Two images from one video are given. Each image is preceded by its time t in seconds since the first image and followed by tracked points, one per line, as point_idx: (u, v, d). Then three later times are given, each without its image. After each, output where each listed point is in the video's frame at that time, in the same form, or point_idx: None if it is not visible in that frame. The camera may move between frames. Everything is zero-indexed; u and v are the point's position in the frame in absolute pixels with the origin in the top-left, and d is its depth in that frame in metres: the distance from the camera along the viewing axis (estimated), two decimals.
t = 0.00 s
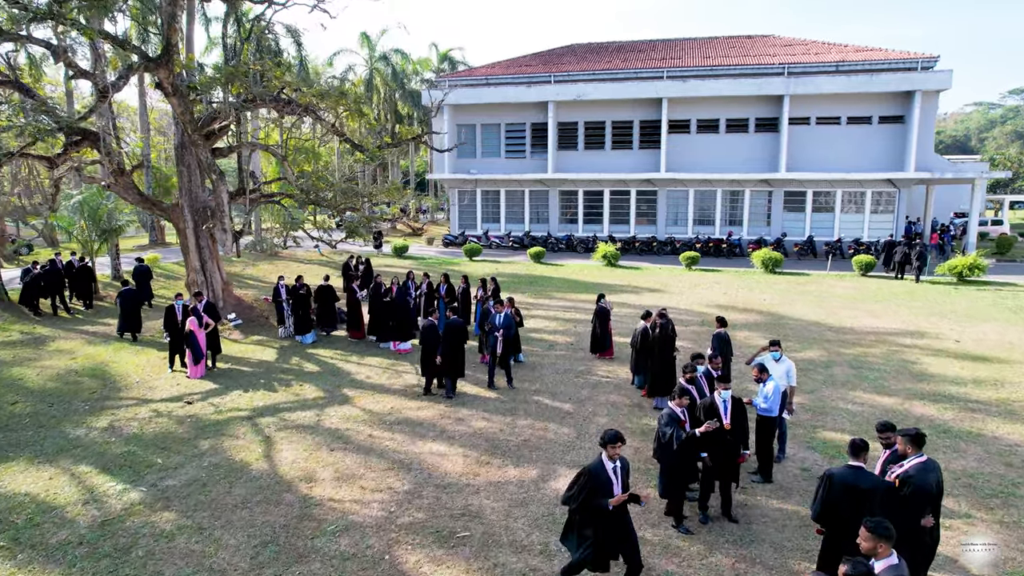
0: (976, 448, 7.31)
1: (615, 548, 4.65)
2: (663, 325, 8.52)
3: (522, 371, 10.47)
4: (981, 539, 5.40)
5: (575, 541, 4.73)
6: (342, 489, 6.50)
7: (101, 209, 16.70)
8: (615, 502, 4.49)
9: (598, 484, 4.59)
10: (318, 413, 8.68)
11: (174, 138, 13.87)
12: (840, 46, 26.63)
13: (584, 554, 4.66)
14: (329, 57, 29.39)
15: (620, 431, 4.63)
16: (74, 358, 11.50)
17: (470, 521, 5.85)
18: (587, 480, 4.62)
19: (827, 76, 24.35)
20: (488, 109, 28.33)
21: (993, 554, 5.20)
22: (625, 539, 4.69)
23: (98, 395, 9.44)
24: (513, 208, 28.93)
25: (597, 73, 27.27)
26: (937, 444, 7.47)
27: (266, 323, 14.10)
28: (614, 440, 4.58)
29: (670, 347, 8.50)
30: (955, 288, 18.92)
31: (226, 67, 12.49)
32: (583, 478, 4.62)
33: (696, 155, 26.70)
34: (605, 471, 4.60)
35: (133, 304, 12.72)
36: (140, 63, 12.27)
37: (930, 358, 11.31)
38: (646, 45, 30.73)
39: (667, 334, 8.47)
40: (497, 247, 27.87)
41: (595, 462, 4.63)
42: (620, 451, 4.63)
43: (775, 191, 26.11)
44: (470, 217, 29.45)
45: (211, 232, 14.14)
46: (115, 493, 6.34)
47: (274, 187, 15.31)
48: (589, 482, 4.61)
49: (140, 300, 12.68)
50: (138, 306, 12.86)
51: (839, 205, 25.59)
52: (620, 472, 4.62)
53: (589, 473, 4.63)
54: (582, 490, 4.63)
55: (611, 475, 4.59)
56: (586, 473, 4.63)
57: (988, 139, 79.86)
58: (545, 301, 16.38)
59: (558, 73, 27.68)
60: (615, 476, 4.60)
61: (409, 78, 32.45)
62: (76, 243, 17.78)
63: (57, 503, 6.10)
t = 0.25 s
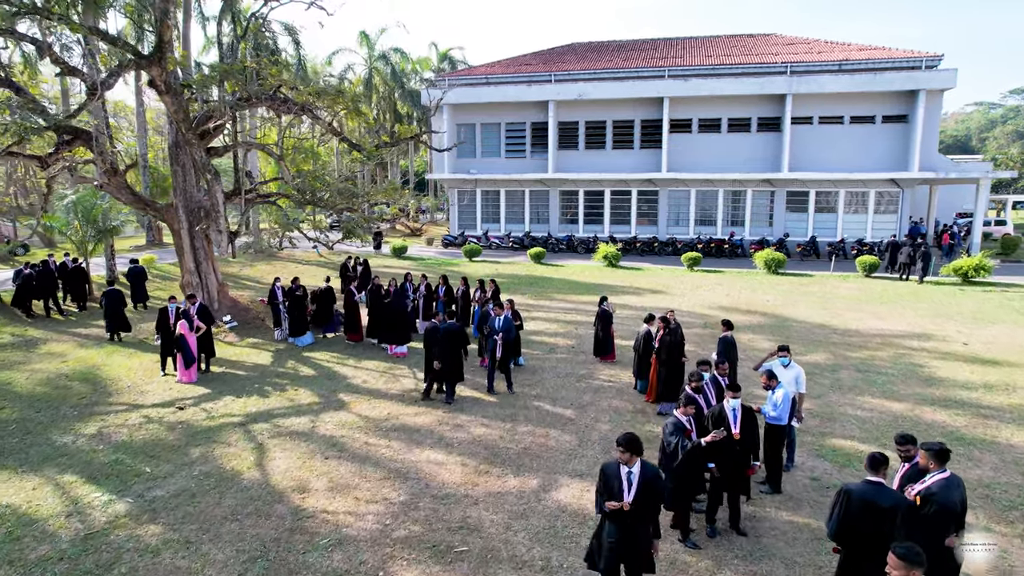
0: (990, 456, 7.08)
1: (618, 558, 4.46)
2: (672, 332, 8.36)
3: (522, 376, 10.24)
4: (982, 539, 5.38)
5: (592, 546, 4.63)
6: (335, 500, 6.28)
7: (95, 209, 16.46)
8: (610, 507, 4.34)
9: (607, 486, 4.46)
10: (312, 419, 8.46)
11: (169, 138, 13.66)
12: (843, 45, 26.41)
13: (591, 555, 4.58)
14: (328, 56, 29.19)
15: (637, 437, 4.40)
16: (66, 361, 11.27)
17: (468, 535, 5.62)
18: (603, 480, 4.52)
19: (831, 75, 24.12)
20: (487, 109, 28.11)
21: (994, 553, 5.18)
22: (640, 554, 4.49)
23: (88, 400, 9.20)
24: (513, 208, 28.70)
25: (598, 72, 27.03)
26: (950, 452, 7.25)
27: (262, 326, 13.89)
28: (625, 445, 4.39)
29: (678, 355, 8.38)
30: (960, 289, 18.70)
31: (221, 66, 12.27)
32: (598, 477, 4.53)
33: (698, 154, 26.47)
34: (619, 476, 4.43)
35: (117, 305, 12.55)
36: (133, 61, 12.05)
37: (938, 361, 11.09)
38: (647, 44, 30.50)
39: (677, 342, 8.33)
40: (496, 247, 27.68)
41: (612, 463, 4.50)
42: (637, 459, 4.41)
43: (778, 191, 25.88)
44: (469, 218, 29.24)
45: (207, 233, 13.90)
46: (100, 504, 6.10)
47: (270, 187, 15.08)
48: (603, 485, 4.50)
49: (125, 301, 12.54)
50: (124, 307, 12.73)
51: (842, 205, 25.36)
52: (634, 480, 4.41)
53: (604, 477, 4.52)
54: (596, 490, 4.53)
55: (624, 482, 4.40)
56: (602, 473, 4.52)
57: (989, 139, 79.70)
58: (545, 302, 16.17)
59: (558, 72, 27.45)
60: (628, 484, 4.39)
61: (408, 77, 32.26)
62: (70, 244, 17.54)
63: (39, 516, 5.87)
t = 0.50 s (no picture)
0: (1006, 464, 6.86)
1: None
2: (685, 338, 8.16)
3: (523, 379, 10.00)
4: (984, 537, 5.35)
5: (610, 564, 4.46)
6: (329, 511, 6.05)
7: (90, 209, 16.24)
8: (613, 524, 4.20)
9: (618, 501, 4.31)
10: (307, 425, 8.24)
11: (163, 137, 13.43)
12: (846, 43, 26.18)
13: (608, 569, 4.44)
14: (327, 55, 28.98)
15: (649, 455, 4.14)
16: (58, 365, 11.04)
17: (467, 549, 5.40)
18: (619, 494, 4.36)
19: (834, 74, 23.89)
20: (487, 108, 27.88)
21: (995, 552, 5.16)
22: None
23: (77, 405, 8.97)
24: (513, 208, 28.47)
25: (598, 71, 26.80)
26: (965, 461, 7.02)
27: (258, 328, 13.66)
28: (632, 463, 4.15)
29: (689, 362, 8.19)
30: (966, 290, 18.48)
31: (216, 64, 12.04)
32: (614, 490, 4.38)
33: (700, 154, 26.24)
34: (631, 493, 4.25)
35: (103, 305, 12.40)
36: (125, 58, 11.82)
37: (947, 365, 10.86)
38: (649, 43, 30.27)
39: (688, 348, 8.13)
40: (496, 247, 27.46)
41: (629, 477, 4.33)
42: (648, 476, 4.17)
43: (780, 191, 25.65)
44: (469, 218, 29.01)
45: (202, 233, 13.67)
46: (84, 516, 5.87)
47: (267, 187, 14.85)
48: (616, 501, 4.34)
49: (111, 302, 12.37)
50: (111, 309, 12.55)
51: (845, 205, 25.13)
52: (644, 498, 4.20)
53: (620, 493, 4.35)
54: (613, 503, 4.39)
55: (633, 499, 4.22)
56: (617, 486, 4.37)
57: (990, 139, 79.48)
58: (546, 304, 15.94)
59: (558, 71, 27.21)
60: (638, 502, 4.20)
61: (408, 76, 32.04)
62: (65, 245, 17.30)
63: (20, 528, 5.65)
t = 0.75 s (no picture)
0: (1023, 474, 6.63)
1: None
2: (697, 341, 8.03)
3: (523, 384, 9.76)
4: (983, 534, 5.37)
5: None
6: (322, 524, 5.82)
7: (84, 209, 16.02)
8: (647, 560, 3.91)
9: (634, 524, 4.01)
10: (302, 431, 8.01)
11: (158, 136, 13.21)
12: (849, 42, 25.96)
13: None
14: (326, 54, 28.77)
15: (665, 471, 3.88)
16: (48, 368, 10.81)
17: (466, 565, 5.17)
18: (628, 516, 4.08)
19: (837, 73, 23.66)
20: (487, 107, 27.65)
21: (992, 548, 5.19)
22: None
23: (66, 411, 8.74)
24: (513, 208, 28.24)
25: (599, 70, 26.58)
26: (980, 469, 6.79)
27: (253, 330, 13.45)
28: (650, 484, 3.87)
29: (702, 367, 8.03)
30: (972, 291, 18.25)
31: (209, 61, 11.80)
32: (622, 512, 4.09)
33: (701, 154, 26.02)
34: (647, 513, 3.98)
35: (88, 305, 12.28)
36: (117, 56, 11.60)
37: (957, 368, 10.63)
38: (650, 41, 30.05)
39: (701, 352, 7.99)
40: (496, 248, 27.26)
41: (638, 497, 4.05)
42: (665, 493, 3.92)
43: (782, 191, 25.42)
44: (469, 218, 28.80)
45: (197, 234, 13.44)
46: (66, 529, 5.64)
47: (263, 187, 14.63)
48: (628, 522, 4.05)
49: (96, 302, 12.25)
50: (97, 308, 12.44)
51: (848, 205, 24.90)
52: (663, 516, 3.96)
53: (629, 513, 4.06)
54: (623, 525, 4.11)
55: (653, 519, 3.97)
56: (626, 507, 4.08)
57: (991, 139, 79.26)
58: (547, 305, 15.72)
59: (559, 70, 26.98)
60: (658, 520, 3.96)
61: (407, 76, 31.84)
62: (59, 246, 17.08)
63: None
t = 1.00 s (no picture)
0: None
1: None
2: (710, 347, 7.65)
3: (524, 389, 9.53)
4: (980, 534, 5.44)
5: None
6: (316, 538, 5.60)
7: (78, 210, 15.79)
8: None
9: (649, 549, 3.77)
10: (297, 439, 7.79)
11: (152, 135, 13.00)
12: (853, 41, 25.73)
13: None
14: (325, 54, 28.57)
15: (680, 489, 3.72)
16: (40, 373, 10.59)
17: None
18: (637, 542, 3.84)
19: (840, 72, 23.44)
20: (487, 107, 27.44)
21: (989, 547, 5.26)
22: None
23: (56, 417, 8.52)
24: (513, 209, 28.02)
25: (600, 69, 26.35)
26: (996, 480, 6.58)
27: (249, 333, 13.23)
28: (668, 503, 3.69)
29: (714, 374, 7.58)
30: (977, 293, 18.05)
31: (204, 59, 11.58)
32: (632, 539, 3.84)
33: (703, 154, 25.80)
34: (663, 535, 3.76)
35: (76, 306, 12.16)
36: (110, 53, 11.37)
37: (967, 372, 10.42)
38: (651, 41, 29.83)
39: (715, 359, 7.57)
40: (496, 248, 27.07)
41: (649, 520, 3.82)
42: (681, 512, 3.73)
43: (785, 191, 25.20)
44: (469, 218, 28.59)
45: (192, 235, 13.22)
46: (50, 545, 5.42)
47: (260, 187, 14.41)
48: (639, 549, 3.80)
49: (84, 302, 12.14)
50: (85, 309, 12.36)
51: (851, 205, 24.68)
52: (679, 536, 3.76)
53: (640, 540, 3.81)
54: (630, 553, 3.84)
55: (669, 540, 3.75)
56: (637, 531, 3.84)
57: (991, 138, 79.07)
58: (548, 307, 15.50)
59: (560, 69, 26.76)
60: (674, 540, 3.75)
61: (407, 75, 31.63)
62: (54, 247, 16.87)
63: None
